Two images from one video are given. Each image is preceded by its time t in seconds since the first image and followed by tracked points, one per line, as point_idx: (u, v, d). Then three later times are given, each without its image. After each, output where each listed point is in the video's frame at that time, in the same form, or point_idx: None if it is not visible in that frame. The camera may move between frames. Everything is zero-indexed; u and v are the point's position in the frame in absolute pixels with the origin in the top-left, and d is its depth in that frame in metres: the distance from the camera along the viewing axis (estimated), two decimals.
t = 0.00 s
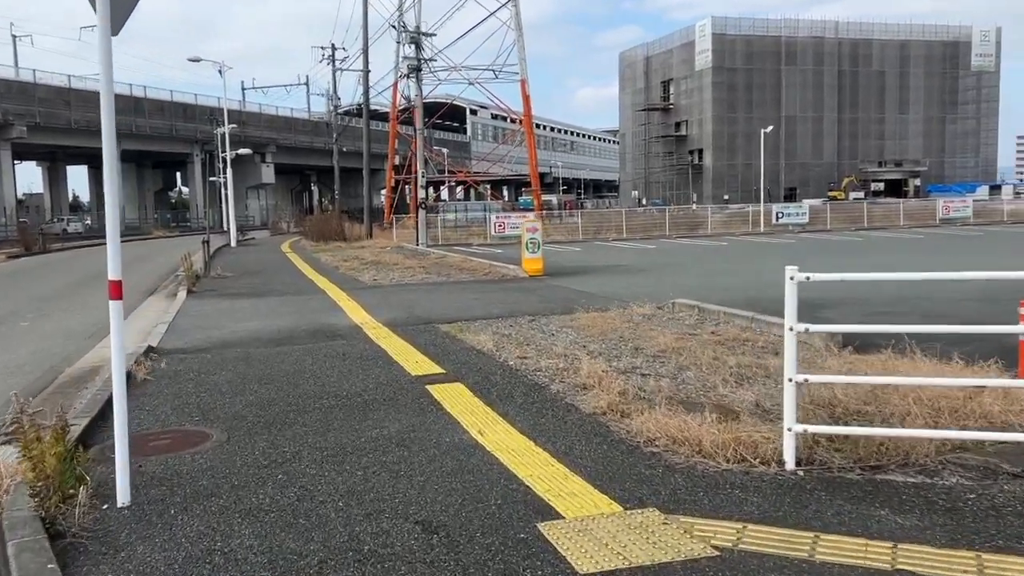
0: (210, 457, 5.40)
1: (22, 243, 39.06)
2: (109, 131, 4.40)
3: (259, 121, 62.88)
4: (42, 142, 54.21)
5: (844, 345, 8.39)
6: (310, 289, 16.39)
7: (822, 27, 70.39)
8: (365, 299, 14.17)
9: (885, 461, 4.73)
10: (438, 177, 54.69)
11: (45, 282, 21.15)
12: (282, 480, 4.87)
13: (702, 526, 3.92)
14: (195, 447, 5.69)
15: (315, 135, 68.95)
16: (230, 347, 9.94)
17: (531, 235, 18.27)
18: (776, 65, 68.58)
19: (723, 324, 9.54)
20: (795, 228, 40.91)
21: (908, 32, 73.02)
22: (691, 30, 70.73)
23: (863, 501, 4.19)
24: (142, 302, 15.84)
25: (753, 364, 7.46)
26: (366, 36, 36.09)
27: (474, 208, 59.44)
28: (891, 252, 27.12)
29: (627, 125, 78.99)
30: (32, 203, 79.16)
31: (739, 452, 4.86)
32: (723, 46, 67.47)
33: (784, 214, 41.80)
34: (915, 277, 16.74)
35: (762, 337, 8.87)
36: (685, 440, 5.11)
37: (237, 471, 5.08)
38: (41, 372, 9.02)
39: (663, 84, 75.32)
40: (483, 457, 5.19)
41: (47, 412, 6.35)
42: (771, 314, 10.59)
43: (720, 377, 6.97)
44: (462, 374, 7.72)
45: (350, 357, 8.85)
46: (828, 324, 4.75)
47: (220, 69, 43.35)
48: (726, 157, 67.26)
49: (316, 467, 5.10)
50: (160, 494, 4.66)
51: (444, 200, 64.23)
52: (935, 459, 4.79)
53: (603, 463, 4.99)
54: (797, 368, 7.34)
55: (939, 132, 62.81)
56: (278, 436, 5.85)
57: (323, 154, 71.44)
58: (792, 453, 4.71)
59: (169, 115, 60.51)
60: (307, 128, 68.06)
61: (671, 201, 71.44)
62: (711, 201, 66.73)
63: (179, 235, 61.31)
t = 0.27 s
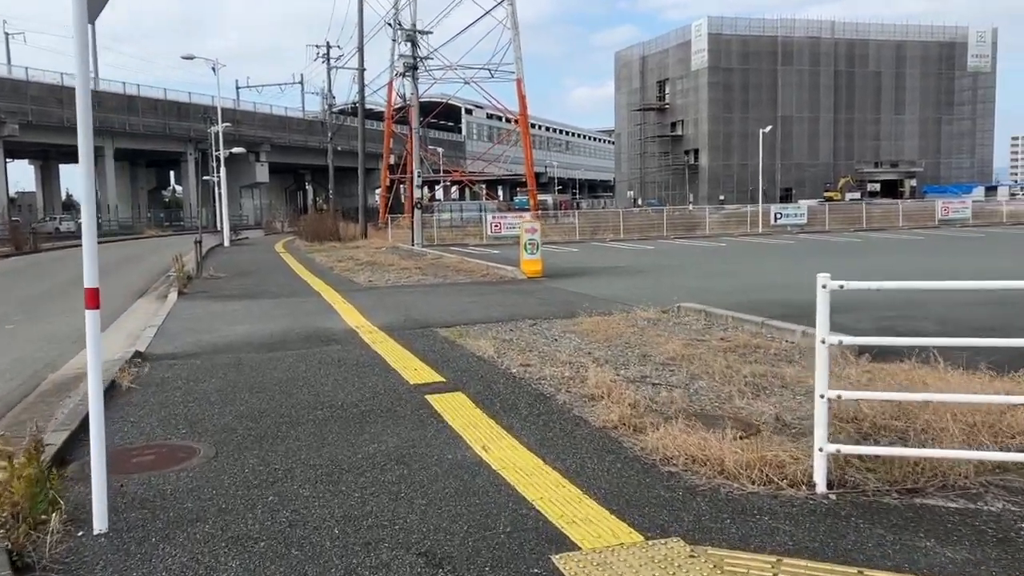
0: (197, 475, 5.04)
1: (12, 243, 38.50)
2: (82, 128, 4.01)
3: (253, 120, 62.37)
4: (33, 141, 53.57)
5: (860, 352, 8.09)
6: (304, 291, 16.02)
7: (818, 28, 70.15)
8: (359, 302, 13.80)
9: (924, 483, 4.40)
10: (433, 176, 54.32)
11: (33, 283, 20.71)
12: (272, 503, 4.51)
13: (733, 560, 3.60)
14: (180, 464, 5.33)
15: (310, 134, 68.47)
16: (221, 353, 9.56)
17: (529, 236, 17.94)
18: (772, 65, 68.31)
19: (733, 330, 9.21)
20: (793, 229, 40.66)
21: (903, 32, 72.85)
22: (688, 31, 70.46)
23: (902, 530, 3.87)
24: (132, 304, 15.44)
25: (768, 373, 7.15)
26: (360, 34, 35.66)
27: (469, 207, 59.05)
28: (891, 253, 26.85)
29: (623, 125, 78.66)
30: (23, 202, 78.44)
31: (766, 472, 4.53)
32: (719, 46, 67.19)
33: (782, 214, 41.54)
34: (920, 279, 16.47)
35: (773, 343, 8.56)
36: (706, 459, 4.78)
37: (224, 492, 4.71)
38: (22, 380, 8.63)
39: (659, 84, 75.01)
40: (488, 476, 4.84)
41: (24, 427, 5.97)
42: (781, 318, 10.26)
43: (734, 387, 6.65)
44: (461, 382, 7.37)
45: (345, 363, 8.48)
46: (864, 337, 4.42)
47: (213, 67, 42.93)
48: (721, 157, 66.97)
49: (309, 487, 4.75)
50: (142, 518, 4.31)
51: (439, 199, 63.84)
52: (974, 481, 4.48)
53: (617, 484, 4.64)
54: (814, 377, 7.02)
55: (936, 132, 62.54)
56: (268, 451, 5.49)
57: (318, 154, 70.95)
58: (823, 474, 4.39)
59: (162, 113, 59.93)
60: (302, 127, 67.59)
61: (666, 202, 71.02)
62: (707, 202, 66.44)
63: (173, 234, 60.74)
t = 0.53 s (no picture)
0: (186, 500, 4.66)
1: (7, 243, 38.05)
2: (60, 128, 3.58)
3: (251, 119, 61.95)
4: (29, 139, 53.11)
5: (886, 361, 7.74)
6: (303, 293, 15.63)
7: (819, 28, 69.80)
8: (360, 305, 13.43)
9: (980, 514, 4.02)
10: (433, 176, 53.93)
11: (26, 283, 20.30)
12: (268, 534, 4.12)
13: None
14: (168, 486, 4.94)
15: (308, 133, 68.05)
16: (215, 359, 9.18)
17: (533, 237, 17.55)
18: (772, 65, 67.97)
19: (751, 337, 8.86)
20: (796, 230, 40.29)
21: (904, 33, 72.50)
22: (688, 30, 70.11)
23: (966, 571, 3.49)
24: (126, 306, 15.05)
25: (793, 386, 6.77)
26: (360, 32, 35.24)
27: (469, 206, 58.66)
28: (896, 254, 26.54)
29: (623, 125, 78.29)
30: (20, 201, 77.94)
31: (807, 500, 4.16)
32: (719, 46, 66.83)
33: (785, 215, 41.17)
34: (934, 282, 16.10)
35: (794, 351, 8.18)
36: (740, 485, 4.40)
37: (215, 519, 4.34)
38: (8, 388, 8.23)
39: (659, 84, 74.64)
40: (502, 503, 4.46)
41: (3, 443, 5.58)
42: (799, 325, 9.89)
43: (758, 401, 6.28)
44: (469, 394, 6.98)
45: (346, 372, 8.09)
46: (919, 356, 4.03)
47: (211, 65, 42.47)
48: (721, 157, 66.58)
49: (308, 516, 4.36)
50: (124, 552, 3.93)
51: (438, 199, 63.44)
52: None
53: (644, 514, 4.26)
54: (844, 391, 6.66)
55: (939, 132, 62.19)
56: (263, 472, 5.12)
57: (316, 153, 70.53)
58: (871, 505, 4.01)
59: (160, 112, 59.49)
60: (300, 125, 67.18)
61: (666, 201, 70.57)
62: (707, 202, 66.06)
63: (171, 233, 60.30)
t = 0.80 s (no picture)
0: (184, 521, 4.30)
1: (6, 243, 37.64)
2: (45, 118, 3.22)
3: (252, 118, 61.58)
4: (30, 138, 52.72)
5: (919, 370, 7.40)
6: (306, 295, 15.27)
7: (823, 28, 69.39)
8: (364, 307, 13.06)
9: None
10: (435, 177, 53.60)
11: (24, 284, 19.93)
12: (274, 564, 3.76)
13: None
14: (166, 505, 4.59)
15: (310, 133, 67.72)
16: (216, 364, 8.81)
17: (540, 238, 17.19)
18: (776, 66, 67.57)
19: (774, 344, 8.50)
20: (802, 232, 39.96)
21: (908, 34, 72.11)
22: (691, 31, 69.71)
23: None
24: (125, 308, 14.70)
25: (828, 396, 6.42)
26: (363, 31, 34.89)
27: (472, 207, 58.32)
28: (905, 256, 26.20)
29: (625, 126, 77.87)
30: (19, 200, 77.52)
31: (863, 525, 3.80)
32: (723, 47, 66.40)
33: (791, 216, 40.83)
34: (951, 285, 15.73)
35: (821, 359, 7.83)
36: (787, 511, 4.04)
37: (216, 545, 3.98)
38: None
39: (661, 84, 74.23)
40: (527, 526, 4.11)
41: None
42: (821, 331, 9.54)
43: (792, 412, 5.93)
44: (484, 403, 6.62)
45: (352, 379, 7.73)
46: (994, 369, 3.66)
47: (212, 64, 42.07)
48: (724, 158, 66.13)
49: (317, 541, 4.00)
50: None
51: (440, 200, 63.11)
52: None
53: (683, 539, 3.90)
54: (881, 402, 6.32)
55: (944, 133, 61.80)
56: (266, 489, 4.76)
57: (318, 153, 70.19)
58: (939, 534, 3.64)
59: (161, 111, 59.11)
60: (302, 126, 66.84)
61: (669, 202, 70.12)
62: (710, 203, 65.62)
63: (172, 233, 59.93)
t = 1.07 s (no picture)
0: (185, 555, 3.94)
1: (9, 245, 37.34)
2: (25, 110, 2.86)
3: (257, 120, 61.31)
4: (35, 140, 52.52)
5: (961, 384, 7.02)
6: (312, 300, 14.92)
7: (830, 30, 68.92)
8: (372, 314, 12.70)
9: None
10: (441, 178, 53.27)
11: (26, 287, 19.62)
12: None
13: None
14: (166, 535, 4.23)
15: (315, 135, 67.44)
16: (221, 375, 8.46)
17: (551, 241, 16.81)
18: (783, 68, 67.12)
19: (804, 355, 8.10)
20: (812, 234, 39.51)
21: (916, 35, 71.61)
22: (698, 32, 69.30)
23: None
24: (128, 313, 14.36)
25: (869, 413, 6.04)
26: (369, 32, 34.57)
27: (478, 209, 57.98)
28: (919, 260, 25.75)
29: (631, 128, 77.44)
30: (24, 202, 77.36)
31: (934, 567, 3.43)
32: (730, 48, 65.94)
33: (801, 219, 40.39)
34: (974, 290, 15.31)
35: (856, 372, 7.43)
36: (848, 548, 3.66)
37: None
38: None
39: (668, 86, 73.81)
40: (560, 564, 3.74)
41: None
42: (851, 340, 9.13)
43: (833, 432, 5.54)
44: (505, 420, 6.24)
45: (363, 392, 7.37)
46: None
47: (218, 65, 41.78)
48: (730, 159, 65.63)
49: None
50: None
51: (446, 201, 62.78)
52: None
53: None
54: (925, 420, 5.94)
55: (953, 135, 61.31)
56: (274, 519, 4.39)
57: (323, 155, 69.93)
58: None
59: (166, 113, 58.88)
60: (307, 127, 66.59)
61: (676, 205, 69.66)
62: (716, 205, 65.10)
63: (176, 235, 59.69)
